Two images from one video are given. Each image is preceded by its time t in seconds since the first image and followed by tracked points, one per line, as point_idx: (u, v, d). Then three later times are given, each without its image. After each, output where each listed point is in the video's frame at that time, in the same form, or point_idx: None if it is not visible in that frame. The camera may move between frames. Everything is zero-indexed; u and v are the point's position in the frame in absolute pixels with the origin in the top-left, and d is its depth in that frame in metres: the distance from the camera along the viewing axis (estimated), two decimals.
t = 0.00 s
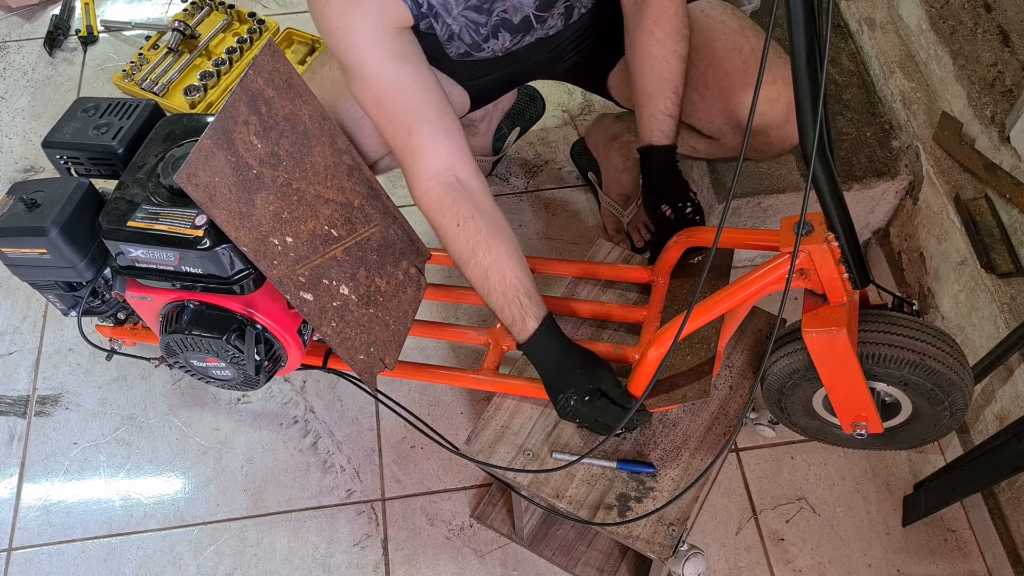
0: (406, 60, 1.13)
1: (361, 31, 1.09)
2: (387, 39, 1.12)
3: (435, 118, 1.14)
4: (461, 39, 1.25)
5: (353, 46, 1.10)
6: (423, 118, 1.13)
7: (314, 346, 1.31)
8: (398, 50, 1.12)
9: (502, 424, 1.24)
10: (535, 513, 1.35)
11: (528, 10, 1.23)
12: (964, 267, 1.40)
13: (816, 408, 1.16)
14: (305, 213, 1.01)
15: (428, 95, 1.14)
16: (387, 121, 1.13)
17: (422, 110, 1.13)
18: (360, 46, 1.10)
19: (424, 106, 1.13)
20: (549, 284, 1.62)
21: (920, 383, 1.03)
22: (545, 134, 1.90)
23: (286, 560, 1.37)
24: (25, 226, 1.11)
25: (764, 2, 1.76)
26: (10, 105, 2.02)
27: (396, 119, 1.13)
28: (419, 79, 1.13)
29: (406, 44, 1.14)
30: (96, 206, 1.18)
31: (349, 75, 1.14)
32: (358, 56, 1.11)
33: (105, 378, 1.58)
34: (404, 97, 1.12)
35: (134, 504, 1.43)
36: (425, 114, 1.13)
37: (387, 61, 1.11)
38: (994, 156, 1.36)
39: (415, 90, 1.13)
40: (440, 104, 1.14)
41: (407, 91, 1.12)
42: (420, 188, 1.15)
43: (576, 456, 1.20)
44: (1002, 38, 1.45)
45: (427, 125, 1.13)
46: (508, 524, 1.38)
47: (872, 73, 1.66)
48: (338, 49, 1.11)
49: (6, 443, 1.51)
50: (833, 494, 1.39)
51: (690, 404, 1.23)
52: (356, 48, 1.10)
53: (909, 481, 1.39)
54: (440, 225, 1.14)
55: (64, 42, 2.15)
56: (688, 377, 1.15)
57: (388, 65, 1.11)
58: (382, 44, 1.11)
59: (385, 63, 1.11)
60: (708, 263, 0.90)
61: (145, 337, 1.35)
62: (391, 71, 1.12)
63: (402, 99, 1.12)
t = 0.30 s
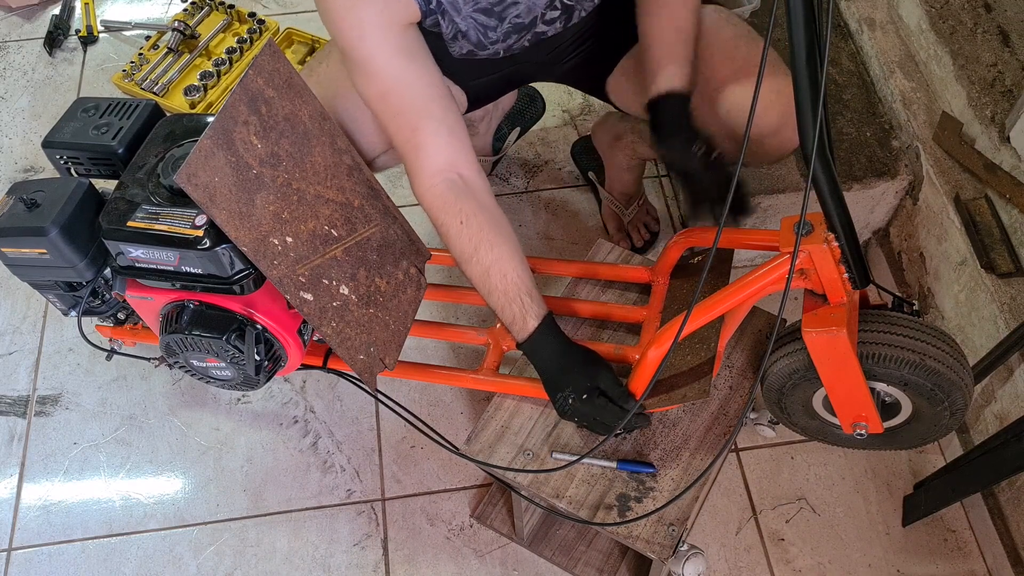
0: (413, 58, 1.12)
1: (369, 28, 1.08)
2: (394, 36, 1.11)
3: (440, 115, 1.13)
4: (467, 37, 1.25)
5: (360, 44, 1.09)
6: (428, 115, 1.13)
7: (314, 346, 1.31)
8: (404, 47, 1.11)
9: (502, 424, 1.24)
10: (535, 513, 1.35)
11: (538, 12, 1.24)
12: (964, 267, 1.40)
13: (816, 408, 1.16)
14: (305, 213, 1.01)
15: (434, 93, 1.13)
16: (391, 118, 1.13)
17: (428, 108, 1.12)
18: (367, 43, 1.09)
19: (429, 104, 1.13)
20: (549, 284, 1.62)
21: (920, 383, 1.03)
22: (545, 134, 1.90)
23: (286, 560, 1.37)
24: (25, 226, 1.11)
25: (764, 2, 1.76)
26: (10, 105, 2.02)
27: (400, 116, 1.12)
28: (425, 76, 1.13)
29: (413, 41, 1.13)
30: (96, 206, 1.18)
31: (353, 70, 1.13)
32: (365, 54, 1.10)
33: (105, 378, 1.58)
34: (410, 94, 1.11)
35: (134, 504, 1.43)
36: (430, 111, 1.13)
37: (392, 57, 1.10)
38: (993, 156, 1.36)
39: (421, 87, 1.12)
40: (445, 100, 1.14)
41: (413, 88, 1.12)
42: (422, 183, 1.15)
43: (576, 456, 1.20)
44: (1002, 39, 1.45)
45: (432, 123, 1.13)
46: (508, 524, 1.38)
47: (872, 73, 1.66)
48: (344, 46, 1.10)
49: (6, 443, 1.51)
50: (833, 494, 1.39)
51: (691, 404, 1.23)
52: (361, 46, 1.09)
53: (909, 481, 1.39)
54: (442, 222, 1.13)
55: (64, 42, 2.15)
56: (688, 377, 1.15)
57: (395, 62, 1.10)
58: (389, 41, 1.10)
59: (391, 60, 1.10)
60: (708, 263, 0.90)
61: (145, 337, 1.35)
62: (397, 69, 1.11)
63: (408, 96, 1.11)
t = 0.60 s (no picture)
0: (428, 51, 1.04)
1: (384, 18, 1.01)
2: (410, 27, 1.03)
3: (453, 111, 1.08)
4: (474, 33, 1.23)
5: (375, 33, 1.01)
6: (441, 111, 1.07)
7: (314, 346, 1.31)
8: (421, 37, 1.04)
9: (502, 423, 1.24)
10: (535, 513, 1.35)
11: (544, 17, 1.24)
12: (965, 267, 1.40)
13: (816, 407, 1.16)
14: (305, 213, 1.01)
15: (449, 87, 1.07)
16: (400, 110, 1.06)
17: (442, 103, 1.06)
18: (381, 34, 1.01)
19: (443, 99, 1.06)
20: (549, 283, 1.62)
21: (921, 383, 1.03)
22: (545, 134, 1.90)
23: (286, 560, 1.37)
24: (25, 226, 1.11)
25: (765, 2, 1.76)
26: (10, 105, 2.02)
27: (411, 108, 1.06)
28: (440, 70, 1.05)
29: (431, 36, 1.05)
30: (96, 205, 1.18)
31: (361, 56, 1.05)
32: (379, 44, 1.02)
33: (105, 378, 1.58)
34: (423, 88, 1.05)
35: (134, 504, 1.43)
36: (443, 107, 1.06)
37: (407, 50, 1.03)
38: (993, 156, 1.36)
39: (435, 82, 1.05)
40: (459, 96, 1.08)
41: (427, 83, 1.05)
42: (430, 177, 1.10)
43: (576, 456, 1.20)
44: (1002, 39, 1.45)
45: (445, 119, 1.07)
46: (508, 524, 1.38)
47: (872, 73, 1.66)
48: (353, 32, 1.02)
49: (6, 443, 1.51)
50: (833, 494, 1.39)
51: (691, 404, 1.23)
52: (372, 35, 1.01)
53: (909, 481, 1.39)
54: (452, 217, 1.11)
55: (64, 42, 2.15)
56: (688, 377, 1.15)
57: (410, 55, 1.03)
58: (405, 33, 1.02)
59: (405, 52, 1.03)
60: (708, 263, 0.90)
61: (145, 337, 1.35)
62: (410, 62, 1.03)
63: (422, 90, 1.05)
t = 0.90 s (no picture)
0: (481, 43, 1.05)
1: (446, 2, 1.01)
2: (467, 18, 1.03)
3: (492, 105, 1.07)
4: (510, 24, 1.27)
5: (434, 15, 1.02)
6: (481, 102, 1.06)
7: (314, 346, 1.31)
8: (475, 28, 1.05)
9: (502, 423, 1.24)
10: (535, 513, 1.35)
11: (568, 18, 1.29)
12: (965, 267, 1.40)
13: (816, 407, 1.16)
14: (305, 213, 1.01)
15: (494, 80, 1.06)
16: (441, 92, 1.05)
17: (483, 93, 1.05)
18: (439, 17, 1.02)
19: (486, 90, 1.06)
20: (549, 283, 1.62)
21: (920, 383, 1.03)
22: (545, 134, 1.90)
23: (286, 560, 1.37)
24: (24, 226, 1.11)
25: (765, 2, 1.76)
26: (10, 105, 2.02)
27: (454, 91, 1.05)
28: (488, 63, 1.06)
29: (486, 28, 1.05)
30: (96, 205, 1.18)
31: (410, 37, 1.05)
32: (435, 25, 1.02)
33: (105, 378, 1.58)
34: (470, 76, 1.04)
35: (134, 504, 1.43)
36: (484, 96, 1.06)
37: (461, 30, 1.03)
38: (993, 156, 1.36)
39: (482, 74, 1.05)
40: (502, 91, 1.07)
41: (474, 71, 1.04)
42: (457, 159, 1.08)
43: (576, 456, 1.20)
44: (1002, 39, 1.45)
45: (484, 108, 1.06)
46: (508, 524, 1.38)
47: (872, 73, 1.66)
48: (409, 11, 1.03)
49: (6, 443, 1.51)
50: (833, 494, 1.39)
51: (691, 404, 1.23)
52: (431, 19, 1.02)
53: (909, 481, 1.39)
54: (473, 203, 1.09)
55: (64, 42, 2.15)
56: (688, 377, 1.15)
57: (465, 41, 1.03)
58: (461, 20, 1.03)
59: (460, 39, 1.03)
60: (708, 263, 0.90)
61: (145, 337, 1.35)
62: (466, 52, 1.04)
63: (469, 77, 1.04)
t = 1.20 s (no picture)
0: None
1: None
2: None
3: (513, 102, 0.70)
4: None
5: None
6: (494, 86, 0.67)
7: (314, 346, 1.31)
8: None
9: (502, 423, 1.24)
10: (535, 513, 1.35)
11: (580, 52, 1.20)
12: (965, 267, 1.40)
13: (816, 408, 1.16)
14: (305, 213, 1.01)
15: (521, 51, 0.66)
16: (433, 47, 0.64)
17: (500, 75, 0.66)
18: None
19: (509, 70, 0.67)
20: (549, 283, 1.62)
21: (920, 383, 1.03)
22: (545, 134, 1.90)
23: (286, 560, 1.37)
24: (24, 226, 1.11)
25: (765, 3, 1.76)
26: (10, 105, 2.02)
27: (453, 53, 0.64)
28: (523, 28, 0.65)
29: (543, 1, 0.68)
30: (96, 205, 1.18)
31: None
32: None
33: (105, 378, 1.58)
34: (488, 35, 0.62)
35: (134, 504, 1.43)
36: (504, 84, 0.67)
37: None
38: (994, 156, 1.36)
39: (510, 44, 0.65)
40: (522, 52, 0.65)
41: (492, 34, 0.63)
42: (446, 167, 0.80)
43: (576, 456, 1.20)
44: (1002, 39, 1.45)
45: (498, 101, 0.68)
46: (508, 524, 1.38)
47: (872, 73, 1.66)
48: None
49: (6, 443, 1.51)
50: (833, 494, 1.39)
51: (691, 404, 1.23)
52: None
53: (909, 481, 1.39)
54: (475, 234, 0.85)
55: (64, 42, 2.15)
56: (688, 377, 1.15)
57: None
58: None
59: None
60: (708, 263, 0.90)
61: (145, 336, 1.35)
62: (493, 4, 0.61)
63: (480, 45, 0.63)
